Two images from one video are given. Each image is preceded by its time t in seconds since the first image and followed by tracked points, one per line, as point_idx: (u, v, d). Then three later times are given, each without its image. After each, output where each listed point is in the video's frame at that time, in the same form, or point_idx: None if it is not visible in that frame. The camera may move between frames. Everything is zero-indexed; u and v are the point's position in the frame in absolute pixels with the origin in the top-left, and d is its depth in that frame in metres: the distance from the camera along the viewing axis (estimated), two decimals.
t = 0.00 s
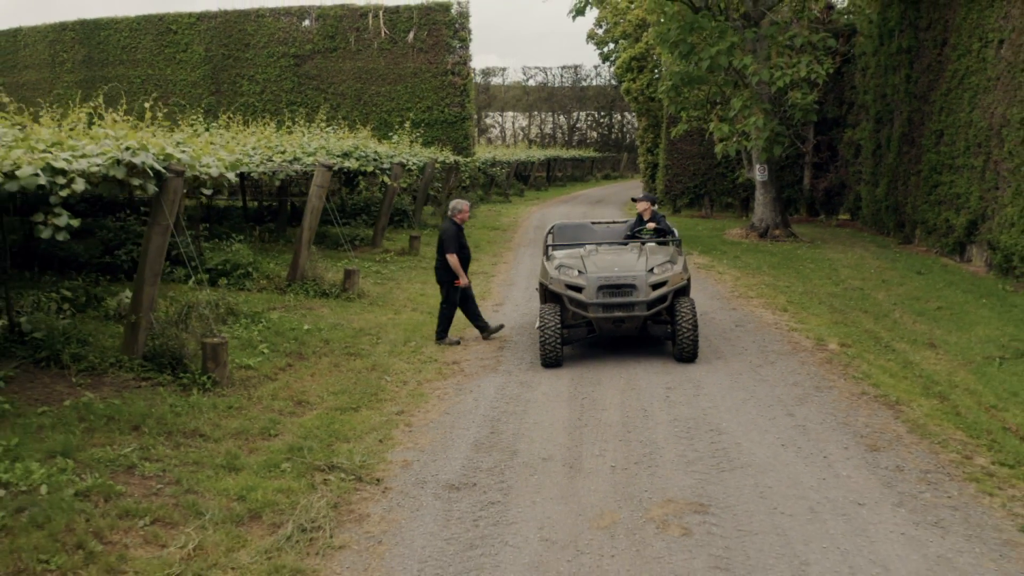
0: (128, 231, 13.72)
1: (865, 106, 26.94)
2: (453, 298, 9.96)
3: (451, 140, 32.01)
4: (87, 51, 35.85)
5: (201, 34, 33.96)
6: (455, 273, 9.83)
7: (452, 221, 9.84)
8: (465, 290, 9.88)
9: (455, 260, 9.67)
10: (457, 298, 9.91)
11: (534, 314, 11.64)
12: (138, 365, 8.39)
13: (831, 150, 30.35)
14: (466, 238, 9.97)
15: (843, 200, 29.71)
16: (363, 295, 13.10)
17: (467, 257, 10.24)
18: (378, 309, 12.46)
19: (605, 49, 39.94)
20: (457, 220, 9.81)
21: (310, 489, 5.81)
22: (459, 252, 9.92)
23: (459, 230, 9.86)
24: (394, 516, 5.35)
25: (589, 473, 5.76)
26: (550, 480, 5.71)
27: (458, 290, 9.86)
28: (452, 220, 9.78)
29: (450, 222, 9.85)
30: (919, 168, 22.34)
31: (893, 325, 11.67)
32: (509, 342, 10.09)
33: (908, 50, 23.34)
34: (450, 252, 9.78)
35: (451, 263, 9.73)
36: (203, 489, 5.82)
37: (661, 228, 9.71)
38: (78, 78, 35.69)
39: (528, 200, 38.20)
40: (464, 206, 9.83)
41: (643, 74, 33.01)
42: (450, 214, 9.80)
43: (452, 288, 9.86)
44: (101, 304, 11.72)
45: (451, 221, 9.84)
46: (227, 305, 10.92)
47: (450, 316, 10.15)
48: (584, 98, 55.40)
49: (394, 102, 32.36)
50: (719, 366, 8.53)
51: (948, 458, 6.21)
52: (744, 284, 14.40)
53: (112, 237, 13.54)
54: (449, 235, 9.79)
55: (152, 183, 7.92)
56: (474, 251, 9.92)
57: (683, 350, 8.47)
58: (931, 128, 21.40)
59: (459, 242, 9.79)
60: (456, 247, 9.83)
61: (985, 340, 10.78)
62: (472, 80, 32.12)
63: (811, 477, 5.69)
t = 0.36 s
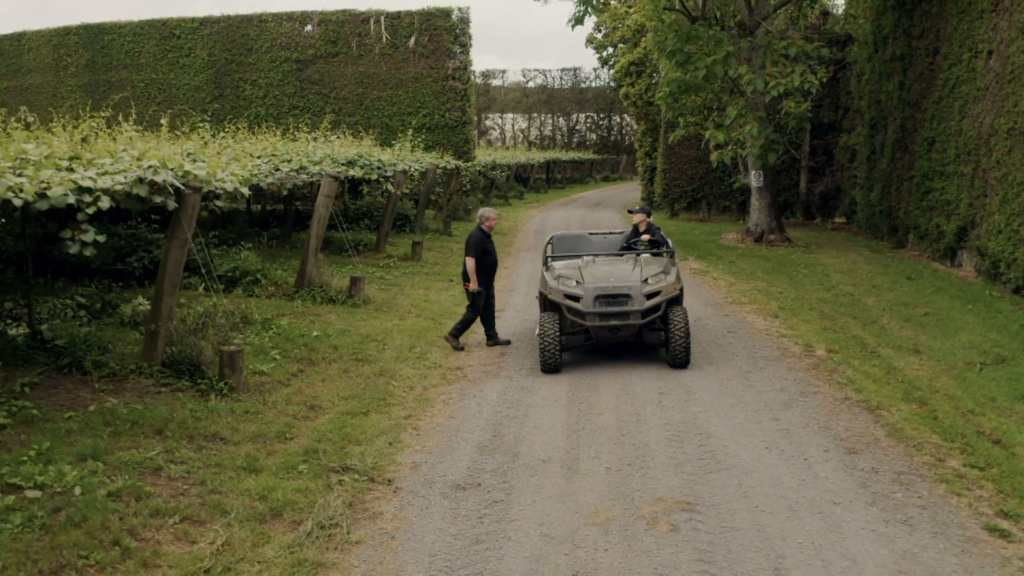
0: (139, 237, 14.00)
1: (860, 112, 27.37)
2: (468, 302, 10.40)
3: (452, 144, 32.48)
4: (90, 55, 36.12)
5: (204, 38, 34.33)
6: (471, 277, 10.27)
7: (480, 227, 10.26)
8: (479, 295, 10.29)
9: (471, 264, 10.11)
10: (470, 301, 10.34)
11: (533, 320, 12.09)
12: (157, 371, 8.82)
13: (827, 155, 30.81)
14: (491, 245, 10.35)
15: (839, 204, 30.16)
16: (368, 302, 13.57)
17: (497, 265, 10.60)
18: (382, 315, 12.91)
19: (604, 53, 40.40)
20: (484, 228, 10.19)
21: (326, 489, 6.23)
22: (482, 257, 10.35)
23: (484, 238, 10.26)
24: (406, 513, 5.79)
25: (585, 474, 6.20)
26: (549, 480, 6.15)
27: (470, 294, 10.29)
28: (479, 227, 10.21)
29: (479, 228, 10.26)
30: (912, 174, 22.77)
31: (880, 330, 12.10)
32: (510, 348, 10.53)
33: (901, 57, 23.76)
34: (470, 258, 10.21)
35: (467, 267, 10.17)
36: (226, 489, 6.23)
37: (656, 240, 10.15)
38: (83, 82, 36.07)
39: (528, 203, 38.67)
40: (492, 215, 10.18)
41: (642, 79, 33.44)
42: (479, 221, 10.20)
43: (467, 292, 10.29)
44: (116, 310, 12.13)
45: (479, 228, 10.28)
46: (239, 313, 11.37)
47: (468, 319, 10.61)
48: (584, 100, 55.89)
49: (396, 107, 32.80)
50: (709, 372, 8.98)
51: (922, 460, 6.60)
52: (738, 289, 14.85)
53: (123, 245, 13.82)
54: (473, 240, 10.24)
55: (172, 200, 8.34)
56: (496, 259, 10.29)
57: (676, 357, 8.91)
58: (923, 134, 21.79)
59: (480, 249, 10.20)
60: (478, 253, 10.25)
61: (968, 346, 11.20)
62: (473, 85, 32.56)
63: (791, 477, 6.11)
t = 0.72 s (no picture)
0: (148, 247, 14.18)
1: (856, 118, 27.76)
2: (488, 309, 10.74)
3: (452, 149, 32.86)
4: (93, 60, 36.32)
5: (207, 43, 34.62)
6: (490, 285, 10.61)
7: (496, 237, 10.64)
8: (497, 302, 10.61)
9: (486, 272, 10.47)
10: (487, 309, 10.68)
11: (532, 328, 12.48)
12: (173, 381, 9.21)
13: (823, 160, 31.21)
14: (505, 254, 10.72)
15: (835, 208, 30.57)
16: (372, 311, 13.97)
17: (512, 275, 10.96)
18: (387, 324, 13.30)
19: (603, 58, 40.79)
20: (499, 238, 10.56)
21: (338, 496, 6.62)
22: (496, 267, 10.75)
23: (497, 247, 10.65)
24: (414, 518, 6.19)
25: (582, 481, 6.60)
26: (548, 487, 6.55)
27: (491, 301, 10.62)
28: (493, 238, 10.63)
29: (494, 239, 10.62)
30: (905, 181, 23.17)
31: (869, 339, 12.49)
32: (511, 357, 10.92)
33: (895, 66, 24.13)
34: (485, 267, 10.61)
35: (484, 275, 10.54)
36: (245, 496, 6.62)
37: (652, 253, 10.54)
38: (86, 87, 36.31)
39: (528, 206, 39.07)
40: (508, 226, 10.51)
41: (640, 84, 33.82)
42: (495, 233, 10.56)
43: (487, 299, 10.62)
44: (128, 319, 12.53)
45: (495, 240, 10.64)
46: (248, 322, 11.76)
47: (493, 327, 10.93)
48: (583, 102, 56.28)
49: (397, 112, 33.17)
50: (702, 381, 9.37)
51: (901, 468, 6.98)
52: (733, 297, 15.24)
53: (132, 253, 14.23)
54: (487, 250, 10.65)
55: (189, 219, 8.72)
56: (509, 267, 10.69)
57: (670, 366, 9.29)
58: (916, 143, 22.15)
59: (493, 258, 10.60)
60: (492, 262, 10.66)
61: (954, 354, 11.59)
62: (474, 90, 32.94)
63: (776, 485, 6.51)
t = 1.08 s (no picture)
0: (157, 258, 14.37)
1: (852, 126, 28.11)
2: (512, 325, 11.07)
3: (453, 155, 33.21)
4: (96, 65, 36.59)
5: (209, 50, 34.91)
6: (514, 303, 10.93)
7: (509, 257, 10.97)
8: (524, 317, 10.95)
9: (510, 291, 10.78)
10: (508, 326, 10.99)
11: (532, 339, 12.84)
12: (187, 396, 9.57)
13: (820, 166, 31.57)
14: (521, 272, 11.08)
15: (831, 214, 30.92)
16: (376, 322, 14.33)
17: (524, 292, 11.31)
18: (391, 335, 13.67)
19: (602, 64, 41.13)
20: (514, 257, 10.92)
21: (349, 509, 6.99)
22: (515, 286, 11.04)
23: (514, 265, 10.99)
24: (421, 531, 6.55)
25: (580, 494, 6.96)
26: (548, 500, 6.90)
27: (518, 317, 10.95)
28: (508, 258, 10.95)
29: (508, 259, 10.95)
30: (899, 189, 23.53)
31: (860, 350, 12.86)
32: (513, 370, 11.28)
33: (890, 75, 24.48)
34: (505, 286, 10.91)
35: (507, 294, 10.85)
36: (261, 509, 6.98)
37: (648, 270, 10.91)
38: (89, 92, 36.58)
39: (527, 210, 39.43)
40: (520, 245, 10.90)
41: (639, 91, 34.16)
42: (509, 252, 10.91)
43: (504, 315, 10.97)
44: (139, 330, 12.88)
45: (508, 260, 10.96)
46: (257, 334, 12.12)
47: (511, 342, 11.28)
48: (583, 105, 56.61)
49: (398, 118, 33.51)
50: (696, 395, 9.73)
51: (883, 482, 7.34)
52: (729, 308, 15.61)
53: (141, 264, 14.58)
54: (503, 271, 10.94)
55: (203, 241, 9.08)
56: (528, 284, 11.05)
57: (665, 380, 9.66)
58: (910, 152, 22.49)
59: (513, 276, 10.93)
60: (510, 282, 10.94)
61: (942, 366, 11.95)
62: (474, 97, 33.29)
63: (764, 498, 6.87)
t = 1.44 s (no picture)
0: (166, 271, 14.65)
1: (849, 134, 28.43)
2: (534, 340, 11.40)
3: (454, 161, 33.52)
4: (99, 71, 36.88)
5: (212, 56, 35.20)
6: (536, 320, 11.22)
7: (523, 276, 11.18)
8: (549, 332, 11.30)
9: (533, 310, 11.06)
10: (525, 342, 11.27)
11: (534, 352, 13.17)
12: (200, 412, 9.89)
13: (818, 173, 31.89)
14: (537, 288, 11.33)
15: (829, 221, 31.24)
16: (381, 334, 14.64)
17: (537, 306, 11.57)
18: (396, 347, 14.00)
19: (603, 69, 41.42)
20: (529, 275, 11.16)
21: (359, 524, 7.31)
22: (533, 303, 11.29)
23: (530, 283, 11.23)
24: (428, 546, 6.88)
25: (579, 511, 7.28)
26: (548, 516, 7.23)
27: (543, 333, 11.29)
28: (521, 276, 11.16)
29: (522, 278, 11.17)
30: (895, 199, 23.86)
31: (854, 363, 13.19)
32: (515, 384, 11.60)
33: (887, 85, 24.79)
34: (524, 304, 11.16)
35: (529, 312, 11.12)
36: (275, 525, 7.31)
37: (646, 288, 11.23)
38: (93, 98, 36.86)
39: (527, 214, 39.73)
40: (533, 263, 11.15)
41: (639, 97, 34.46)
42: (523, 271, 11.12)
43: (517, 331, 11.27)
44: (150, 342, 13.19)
45: (522, 278, 11.18)
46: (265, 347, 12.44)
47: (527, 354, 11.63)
48: (583, 108, 56.88)
49: (399, 124, 33.82)
50: (692, 410, 10.06)
51: (870, 498, 7.66)
52: (726, 319, 15.93)
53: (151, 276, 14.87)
54: (520, 290, 11.15)
55: (216, 263, 9.43)
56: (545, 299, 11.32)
57: (662, 395, 9.97)
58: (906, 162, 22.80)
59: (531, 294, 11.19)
60: (529, 300, 11.18)
61: (932, 380, 12.28)
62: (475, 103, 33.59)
63: (755, 514, 7.20)
